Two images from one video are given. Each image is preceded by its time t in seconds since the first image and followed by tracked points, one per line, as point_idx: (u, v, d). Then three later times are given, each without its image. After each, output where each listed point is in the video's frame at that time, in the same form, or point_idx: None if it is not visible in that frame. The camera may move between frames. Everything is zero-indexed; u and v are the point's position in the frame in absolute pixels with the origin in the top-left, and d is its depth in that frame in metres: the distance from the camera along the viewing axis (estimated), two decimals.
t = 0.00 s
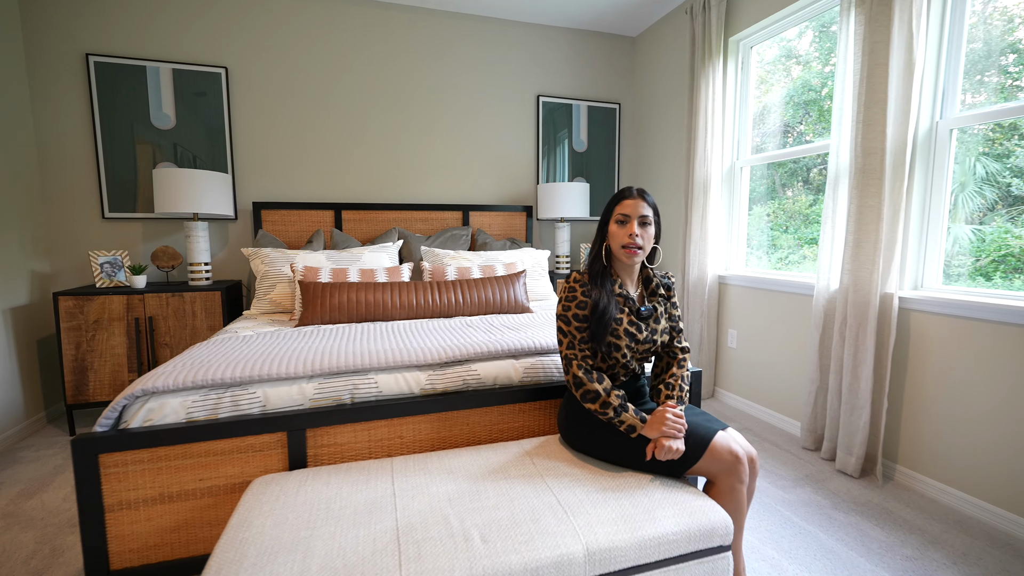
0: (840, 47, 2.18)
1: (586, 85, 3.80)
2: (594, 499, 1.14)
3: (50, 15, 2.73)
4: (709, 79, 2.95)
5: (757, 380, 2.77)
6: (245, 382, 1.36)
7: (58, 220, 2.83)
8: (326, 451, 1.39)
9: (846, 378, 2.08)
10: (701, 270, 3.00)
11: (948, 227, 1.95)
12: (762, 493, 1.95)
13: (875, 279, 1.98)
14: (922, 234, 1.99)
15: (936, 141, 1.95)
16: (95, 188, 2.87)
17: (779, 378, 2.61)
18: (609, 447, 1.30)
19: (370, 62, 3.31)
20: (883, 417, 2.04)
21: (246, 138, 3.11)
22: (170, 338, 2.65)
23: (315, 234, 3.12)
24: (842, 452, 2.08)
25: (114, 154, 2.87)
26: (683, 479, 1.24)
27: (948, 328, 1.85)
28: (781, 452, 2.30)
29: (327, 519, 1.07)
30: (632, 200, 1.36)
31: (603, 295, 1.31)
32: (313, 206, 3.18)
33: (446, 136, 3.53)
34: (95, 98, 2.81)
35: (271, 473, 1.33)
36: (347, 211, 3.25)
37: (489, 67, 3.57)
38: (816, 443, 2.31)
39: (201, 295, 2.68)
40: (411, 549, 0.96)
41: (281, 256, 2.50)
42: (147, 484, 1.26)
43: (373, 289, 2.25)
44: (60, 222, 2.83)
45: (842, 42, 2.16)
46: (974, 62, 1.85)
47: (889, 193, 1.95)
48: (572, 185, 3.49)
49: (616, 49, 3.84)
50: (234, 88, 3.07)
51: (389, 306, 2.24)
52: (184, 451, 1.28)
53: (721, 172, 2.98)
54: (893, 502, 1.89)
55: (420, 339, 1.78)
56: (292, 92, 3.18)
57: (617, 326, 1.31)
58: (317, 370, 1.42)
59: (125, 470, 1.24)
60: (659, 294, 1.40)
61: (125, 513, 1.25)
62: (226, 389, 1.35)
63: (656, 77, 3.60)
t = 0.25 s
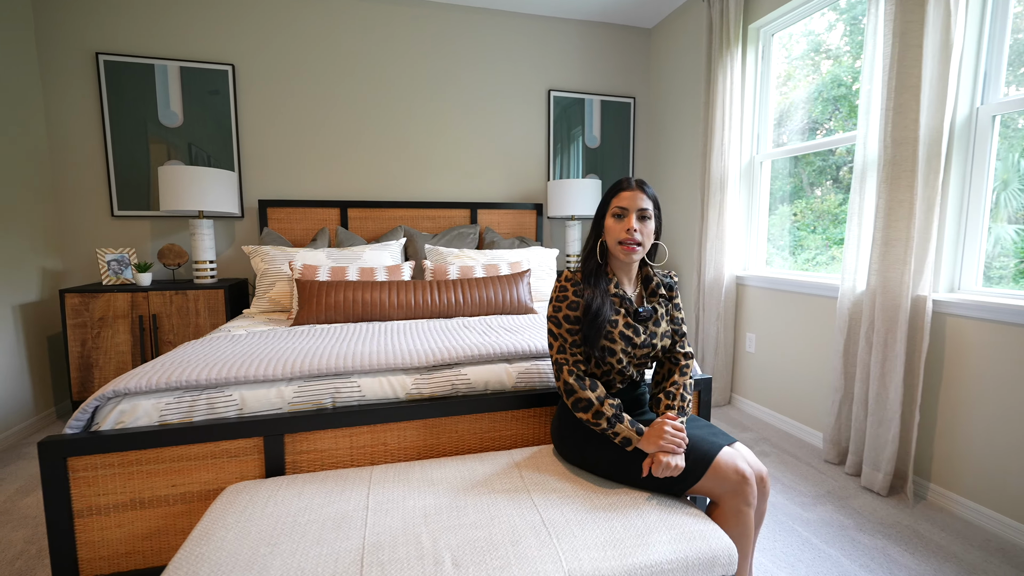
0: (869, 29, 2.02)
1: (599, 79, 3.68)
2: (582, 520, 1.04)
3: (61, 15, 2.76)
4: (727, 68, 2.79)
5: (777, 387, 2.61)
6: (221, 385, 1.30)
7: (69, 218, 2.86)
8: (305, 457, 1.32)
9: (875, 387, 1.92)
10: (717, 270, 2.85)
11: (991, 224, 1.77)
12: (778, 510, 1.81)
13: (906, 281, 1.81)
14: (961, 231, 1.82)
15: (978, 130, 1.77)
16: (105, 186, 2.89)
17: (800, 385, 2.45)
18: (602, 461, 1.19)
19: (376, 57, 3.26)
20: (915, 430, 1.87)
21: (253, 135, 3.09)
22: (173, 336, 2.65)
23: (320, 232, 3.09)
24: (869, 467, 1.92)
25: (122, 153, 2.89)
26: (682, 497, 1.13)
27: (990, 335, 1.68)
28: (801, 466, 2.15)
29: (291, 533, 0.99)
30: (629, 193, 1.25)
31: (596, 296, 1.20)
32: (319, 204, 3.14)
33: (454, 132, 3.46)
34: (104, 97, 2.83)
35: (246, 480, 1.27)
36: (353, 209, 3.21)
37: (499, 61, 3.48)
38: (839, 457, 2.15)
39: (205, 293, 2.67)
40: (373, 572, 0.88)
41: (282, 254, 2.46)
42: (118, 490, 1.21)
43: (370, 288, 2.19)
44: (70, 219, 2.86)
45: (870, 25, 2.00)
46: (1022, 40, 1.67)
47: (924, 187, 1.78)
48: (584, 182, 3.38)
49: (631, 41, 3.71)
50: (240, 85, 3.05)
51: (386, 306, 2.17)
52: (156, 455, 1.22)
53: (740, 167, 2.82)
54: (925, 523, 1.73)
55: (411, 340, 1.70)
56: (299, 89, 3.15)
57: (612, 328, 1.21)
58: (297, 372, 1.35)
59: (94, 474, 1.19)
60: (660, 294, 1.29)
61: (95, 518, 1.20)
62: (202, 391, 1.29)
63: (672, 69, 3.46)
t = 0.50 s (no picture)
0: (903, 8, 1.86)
1: (614, 71, 3.56)
2: (572, 537, 0.94)
3: (77, 15, 2.80)
4: (747, 56, 2.65)
5: (799, 393, 2.46)
6: (202, 383, 1.26)
7: (84, 216, 2.90)
8: (288, 459, 1.27)
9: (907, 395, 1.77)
10: (736, 268, 2.71)
11: None
12: (798, 526, 1.68)
13: (943, 281, 1.66)
14: (1007, 226, 1.65)
15: None
16: (119, 183, 2.92)
17: (824, 391, 2.30)
18: (597, 471, 1.10)
19: (386, 52, 3.22)
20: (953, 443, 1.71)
21: (263, 132, 3.09)
22: (181, 332, 2.65)
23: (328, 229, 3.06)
24: (899, 482, 1.78)
25: (135, 150, 2.91)
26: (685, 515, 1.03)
27: None
28: (824, 478, 2.01)
29: (258, 543, 0.93)
30: (629, 182, 1.15)
31: (592, 294, 1.11)
32: (328, 201, 3.12)
33: (465, 128, 3.39)
34: (118, 95, 2.86)
35: (226, 482, 1.22)
36: (361, 206, 3.17)
37: (510, 54, 3.40)
38: (867, 470, 2.00)
39: (212, 290, 2.66)
40: None
41: (285, 250, 2.44)
42: (95, 490, 1.17)
43: (371, 285, 2.13)
44: (86, 217, 2.90)
45: (904, 2, 1.84)
46: None
47: (965, 177, 1.62)
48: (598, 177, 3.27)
49: (647, 32, 3.58)
50: (250, 82, 3.05)
51: (387, 303, 2.11)
52: (133, 455, 1.18)
53: (762, 160, 2.67)
54: (963, 545, 1.58)
55: (406, 339, 1.63)
56: (308, 85, 3.13)
57: (608, 329, 1.12)
58: (281, 371, 1.30)
59: (72, 474, 1.16)
60: (663, 292, 1.20)
61: (73, 518, 1.17)
62: (183, 389, 1.25)
63: (691, 60, 3.32)
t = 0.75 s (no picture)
0: None
1: (632, 64, 3.46)
2: (562, 552, 0.87)
3: (99, 16, 2.86)
4: (772, 44, 2.51)
5: (826, 399, 2.32)
6: (191, 379, 1.23)
7: (106, 213, 2.96)
8: (277, 459, 1.23)
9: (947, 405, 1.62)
10: (758, 267, 2.58)
11: None
12: (822, 542, 1.56)
13: (987, 281, 1.51)
14: None
15: None
16: (138, 181, 2.98)
17: (853, 397, 2.16)
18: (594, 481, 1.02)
19: (399, 48, 3.19)
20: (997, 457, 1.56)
21: (278, 130, 3.10)
22: (195, 328, 2.68)
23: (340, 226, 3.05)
24: (936, 499, 1.63)
25: (154, 148, 2.96)
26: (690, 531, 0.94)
27: None
28: (852, 491, 1.87)
29: (232, 546, 0.89)
30: (633, 168, 1.07)
31: (591, 291, 1.04)
32: (341, 197, 3.11)
33: (479, 124, 3.34)
34: (137, 94, 2.91)
35: (213, 481, 1.19)
36: (374, 203, 3.15)
37: (525, 47, 3.33)
38: (899, 484, 1.85)
39: (225, 287, 2.68)
40: None
41: (294, 247, 2.43)
42: (83, 485, 1.16)
43: (376, 282, 2.10)
44: (107, 214, 2.96)
45: None
46: None
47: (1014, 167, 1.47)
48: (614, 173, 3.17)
49: (667, 22, 3.45)
50: (265, 80, 3.07)
51: (392, 300, 2.07)
52: (122, 451, 1.16)
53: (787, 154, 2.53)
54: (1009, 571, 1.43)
55: (405, 336, 1.58)
56: (322, 82, 3.13)
57: (608, 328, 1.04)
58: (271, 368, 1.26)
59: (60, 468, 1.15)
60: (668, 289, 1.13)
61: (62, 513, 1.16)
62: (173, 384, 1.23)
63: (713, 50, 3.18)
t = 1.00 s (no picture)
0: None
1: (653, 57, 3.36)
2: (553, 562, 0.82)
3: (125, 18, 2.93)
4: (799, 32, 2.39)
5: (854, 405, 2.19)
6: (190, 373, 1.23)
7: (131, 210, 3.04)
8: (274, 455, 1.21)
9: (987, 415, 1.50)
10: (782, 266, 2.46)
11: None
12: (846, 558, 1.47)
13: None
14: None
15: None
16: (161, 179, 3.05)
17: (883, 404, 2.03)
18: (595, 487, 0.97)
19: (415, 44, 3.18)
20: None
21: (295, 128, 3.13)
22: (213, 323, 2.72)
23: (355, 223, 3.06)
24: (975, 515, 1.51)
25: (176, 147, 3.03)
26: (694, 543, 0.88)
27: None
28: (880, 504, 1.76)
29: (216, 544, 0.87)
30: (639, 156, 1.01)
31: (599, 297, 0.96)
32: (356, 195, 3.12)
33: (494, 120, 3.30)
34: (161, 94, 2.98)
35: (211, 476, 1.18)
36: (389, 200, 3.15)
37: (542, 42, 3.27)
38: (934, 497, 1.73)
39: (242, 283, 2.71)
40: None
41: (307, 243, 2.44)
42: (85, 476, 1.17)
43: (385, 278, 2.09)
44: (132, 211, 3.04)
45: None
46: None
47: None
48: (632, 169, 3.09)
49: (690, 13, 3.34)
50: (283, 78, 3.10)
51: (400, 296, 2.05)
52: (122, 444, 1.17)
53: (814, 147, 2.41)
54: None
55: (408, 333, 1.55)
56: (339, 80, 3.14)
57: (615, 332, 0.98)
58: (268, 363, 1.25)
59: (63, 459, 1.16)
60: (675, 281, 1.08)
61: (65, 503, 1.17)
62: (172, 378, 1.22)
63: (737, 40, 3.06)
